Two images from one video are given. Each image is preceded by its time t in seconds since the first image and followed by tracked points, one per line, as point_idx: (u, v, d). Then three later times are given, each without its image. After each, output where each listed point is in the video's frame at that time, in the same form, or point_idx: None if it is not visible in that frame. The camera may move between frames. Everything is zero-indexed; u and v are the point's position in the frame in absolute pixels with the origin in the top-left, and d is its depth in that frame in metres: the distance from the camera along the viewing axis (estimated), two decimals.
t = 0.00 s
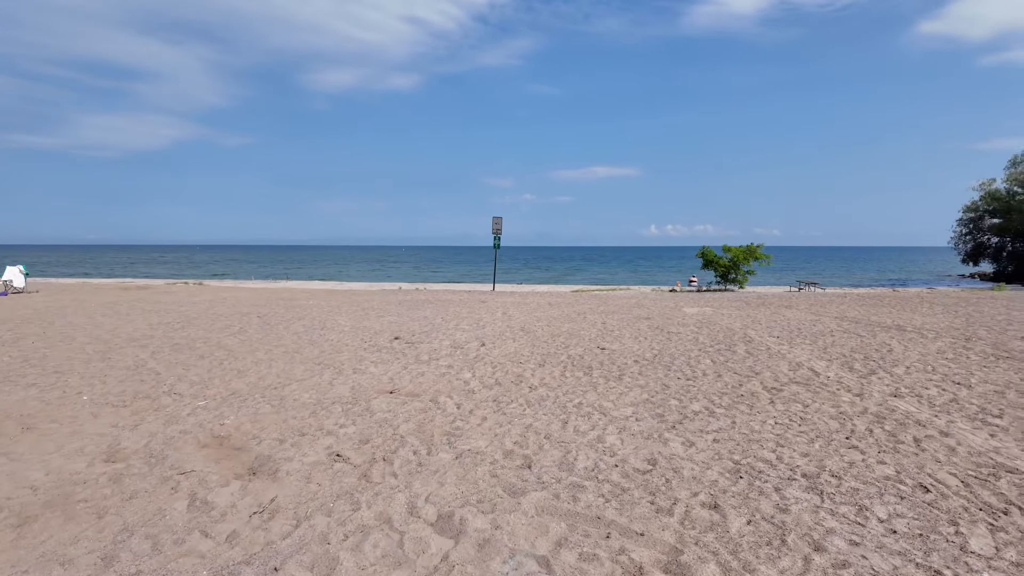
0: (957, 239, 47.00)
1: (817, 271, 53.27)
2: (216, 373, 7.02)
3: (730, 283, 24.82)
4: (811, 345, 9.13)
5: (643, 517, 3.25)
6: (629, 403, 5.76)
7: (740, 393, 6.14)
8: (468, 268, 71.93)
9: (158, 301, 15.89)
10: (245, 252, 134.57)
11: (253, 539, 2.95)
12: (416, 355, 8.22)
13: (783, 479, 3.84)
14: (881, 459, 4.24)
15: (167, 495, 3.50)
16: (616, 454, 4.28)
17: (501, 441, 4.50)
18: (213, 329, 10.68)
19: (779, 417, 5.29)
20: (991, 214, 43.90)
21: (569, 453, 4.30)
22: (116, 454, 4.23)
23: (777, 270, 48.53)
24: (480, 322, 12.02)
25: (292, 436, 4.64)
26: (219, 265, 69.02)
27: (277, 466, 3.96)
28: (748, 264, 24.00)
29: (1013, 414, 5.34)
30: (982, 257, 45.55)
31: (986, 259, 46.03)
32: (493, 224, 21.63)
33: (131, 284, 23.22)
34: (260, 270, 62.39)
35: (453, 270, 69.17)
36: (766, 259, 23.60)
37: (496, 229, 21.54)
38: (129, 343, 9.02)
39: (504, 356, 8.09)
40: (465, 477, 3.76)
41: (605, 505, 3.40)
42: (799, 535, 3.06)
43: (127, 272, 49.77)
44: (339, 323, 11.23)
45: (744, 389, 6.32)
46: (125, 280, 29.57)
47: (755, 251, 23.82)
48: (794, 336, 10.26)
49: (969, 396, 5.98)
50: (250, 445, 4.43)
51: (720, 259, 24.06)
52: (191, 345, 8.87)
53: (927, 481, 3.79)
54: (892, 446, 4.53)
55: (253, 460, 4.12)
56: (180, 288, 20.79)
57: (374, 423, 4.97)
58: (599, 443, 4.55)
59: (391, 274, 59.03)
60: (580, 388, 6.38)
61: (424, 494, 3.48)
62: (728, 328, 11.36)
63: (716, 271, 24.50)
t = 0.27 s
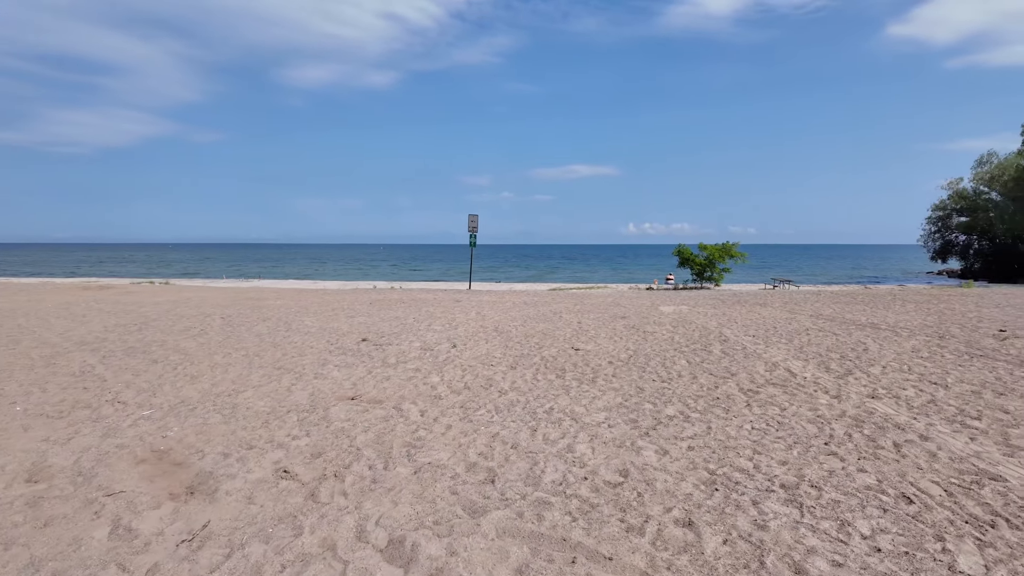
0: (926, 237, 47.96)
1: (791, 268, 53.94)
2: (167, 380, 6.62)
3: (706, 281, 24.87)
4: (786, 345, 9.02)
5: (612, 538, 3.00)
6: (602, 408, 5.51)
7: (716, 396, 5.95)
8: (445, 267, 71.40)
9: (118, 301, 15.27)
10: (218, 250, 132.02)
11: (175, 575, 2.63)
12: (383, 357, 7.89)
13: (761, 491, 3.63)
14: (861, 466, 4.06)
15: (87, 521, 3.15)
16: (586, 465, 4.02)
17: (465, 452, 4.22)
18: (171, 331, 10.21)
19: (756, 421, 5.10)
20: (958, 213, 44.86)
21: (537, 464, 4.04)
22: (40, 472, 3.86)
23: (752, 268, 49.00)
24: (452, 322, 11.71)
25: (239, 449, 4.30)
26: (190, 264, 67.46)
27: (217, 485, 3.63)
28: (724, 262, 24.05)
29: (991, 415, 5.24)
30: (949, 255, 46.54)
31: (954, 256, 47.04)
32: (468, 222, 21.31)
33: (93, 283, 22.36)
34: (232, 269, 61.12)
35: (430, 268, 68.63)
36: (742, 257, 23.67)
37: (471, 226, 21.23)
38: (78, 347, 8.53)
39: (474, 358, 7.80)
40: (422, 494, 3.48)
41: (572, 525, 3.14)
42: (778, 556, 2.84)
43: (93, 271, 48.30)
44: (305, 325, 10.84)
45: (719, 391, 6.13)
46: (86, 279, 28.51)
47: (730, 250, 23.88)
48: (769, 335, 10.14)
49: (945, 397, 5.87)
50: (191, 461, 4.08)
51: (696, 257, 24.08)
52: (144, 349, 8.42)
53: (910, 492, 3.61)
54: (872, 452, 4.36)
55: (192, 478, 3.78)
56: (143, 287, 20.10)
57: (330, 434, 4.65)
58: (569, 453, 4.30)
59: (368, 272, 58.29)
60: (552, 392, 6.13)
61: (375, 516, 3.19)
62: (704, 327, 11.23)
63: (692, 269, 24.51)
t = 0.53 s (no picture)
0: (887, 231, 49.16)
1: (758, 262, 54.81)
2: (103, 381, 6.19)
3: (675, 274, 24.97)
4: (752, 338, 8.96)
5: (564, 552, 2.78)
6: (563, 406, 5.29)
7: (681, 392, 5.79)
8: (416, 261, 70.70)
9: (64, 297, 14.55)
10: (182, 244, 128.45)
11: None
12: (339, 355, 7.57)
13: (724, 494, 3.45)
14: (827, 465, 3.93)
15: None
16: (543, 469, 3.80)
17: (414, 458, 3.96)
18: (117, 328, 9.68)
19: (721, 418, 4.95)
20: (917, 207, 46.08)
21: (490, 469, 3.80)
22: None
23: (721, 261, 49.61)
24: (416, 317, 11.40)
25: (168, 458, 3.96)
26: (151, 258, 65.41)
27: (136, 501, 3.31)
28: (692, 255, 24.17)
29: (954, 409, 5.18)
30: (909, 248, 47.80)
31: (913, 249, 48.34)
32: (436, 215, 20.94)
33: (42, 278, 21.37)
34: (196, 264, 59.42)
35: (400, 262, 67.81)
36: (710, 251, 23.81)
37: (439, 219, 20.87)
38: (11, 347, 7.99)
39: (435, 355, 7.53)
40: (362, 506, 3.20)
41: (522, 538, 2.91)
42: (740, 568, 2.66)
43: (47, 267, 46.38)
44: (262, 321, 10.41)
45: (684, 387, 5.97)
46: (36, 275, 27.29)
47: (699, 243, 24.00)
48: (735, 328, 10.10)
49: (909, 390, 5.82)
50: (113, 472, 3.74)
51: (665, 250, 24.14)
52: (84, 348, 7.92)
53: (876, 493, 3.47)
54: (837, 450, 4.24)
55: (110, 492, 3.45)
56: (95, 283, 19.25)
57: (271, 440, 4.34)
58: (526, 455, 4.06)
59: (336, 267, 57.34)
60: (513, 389, 5.89)
61: (307, 533, 2.91)
62: (671, 321, 11.15)
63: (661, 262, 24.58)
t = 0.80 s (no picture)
0: (870, 228, 49.53)
1: (743, 259, 55.02)
2: (53, 390, 5.82)
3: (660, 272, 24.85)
4: (738, 339, 8.76)
5: None
6: (541, 415, 5.02)
7: (665, 398, 5.55)
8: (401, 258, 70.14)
9: (30, 297, 14.02)
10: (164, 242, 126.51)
11: None
12: (311, 359, 7.24)
13: (710, 516, 3.20)
14: (819, 481, 3.69)
15: None
16: (516, 489, 3.52)
17: (378, 477, 3.67)
18: (79, 331, 9.25)
19: (706, 428, 4.71)
20: (899, 205, 46.47)
21: (460, 489, 3.51)
22: None
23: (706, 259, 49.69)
24: (395, 317, 11.08)
25: (108, 479, 3.63)
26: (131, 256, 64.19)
27: (63, 531, 2.98)
28: (678, 253, 24.05)
29: (947, 416, 4.99)
30: (892, 246, 48.21)
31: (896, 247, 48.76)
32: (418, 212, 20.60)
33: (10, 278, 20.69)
34: (176, 262, 58.39)
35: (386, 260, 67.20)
36: (695, 249, 23.71)
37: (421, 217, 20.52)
38: None
39: (411, 359, 7.22)
40: (315, 537, 2.90)
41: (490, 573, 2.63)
42: None
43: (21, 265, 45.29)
44: (234, 323, 10.04)
45: (669, 393, 5.73)
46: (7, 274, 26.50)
47: (684, 241, 23.89)
48: (720, 328, 9.90)
49: (900, 396, 5.63)
50: (44, 496, 3.40)
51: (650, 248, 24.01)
52: (40, 353, 7.52)
53: (872, 513, 3.24)
54: (829, 463, 4.01)
55: (37, 521, 3.12)
56: (65, 282, 18.65)
57: (225, 457, 4.02)
58: (500, 472, 3.79)
59: (320, 265, 56.66)
60: (490, 397, 5.61)
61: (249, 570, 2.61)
62: (656, 321, 10.94)
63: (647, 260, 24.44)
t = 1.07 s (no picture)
0: (867, 224, 49.40)
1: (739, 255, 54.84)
2: (16, 392, 5.54)
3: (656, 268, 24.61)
4: (734, 337, 8.53)
5: None
6: (527, 418, 4.77)
7: (657, 400, 5.31)
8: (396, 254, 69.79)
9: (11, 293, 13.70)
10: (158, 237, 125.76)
11: None
12: (291, 358, 6.98)
13: (703, 532, 2.96)
14: (820, 490, 3.45)
15: None
16: (495, 501, 3.27)
17: (347, 488, 3.41)
18: (55, 329, 8.95)
19: (700, 432, 4.47)
20: (896, 201, 46.34)
21: (434, 501, 3.26)
22: None
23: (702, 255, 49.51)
24: (384, 314, 10.82)
25: (55, 490, 3.37)
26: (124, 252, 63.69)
27: None
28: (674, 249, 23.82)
29: (952, 418, 4.77)
30: (888, 242, 48.10)
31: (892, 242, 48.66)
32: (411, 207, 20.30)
33: None
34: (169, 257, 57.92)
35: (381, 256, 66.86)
36: (691, 244, 23.47)
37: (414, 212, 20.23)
38: None
39: (395, 357, 6.96)
40: (269, 558, 2.65)
41: None
42: None
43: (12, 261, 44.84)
44: (217, 321, 9.76)
45: (661, 394, 5.48)
46: None
47: (680, 236, 23.65)
48: (716, 325, 9.67)
49: (902, 396, 5.40)
50: None
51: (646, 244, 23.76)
52: (9, 352, 7.23)
53: (877, 528, 3.00)
54: (830, 470, 3.77)
55: None
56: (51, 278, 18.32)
57: (185, 465, 3.76)
58: (478, 481, 3.54)
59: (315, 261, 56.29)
60: (474, 398, 5.36)
61: None
62: (650, 318, 10.70)
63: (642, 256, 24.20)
